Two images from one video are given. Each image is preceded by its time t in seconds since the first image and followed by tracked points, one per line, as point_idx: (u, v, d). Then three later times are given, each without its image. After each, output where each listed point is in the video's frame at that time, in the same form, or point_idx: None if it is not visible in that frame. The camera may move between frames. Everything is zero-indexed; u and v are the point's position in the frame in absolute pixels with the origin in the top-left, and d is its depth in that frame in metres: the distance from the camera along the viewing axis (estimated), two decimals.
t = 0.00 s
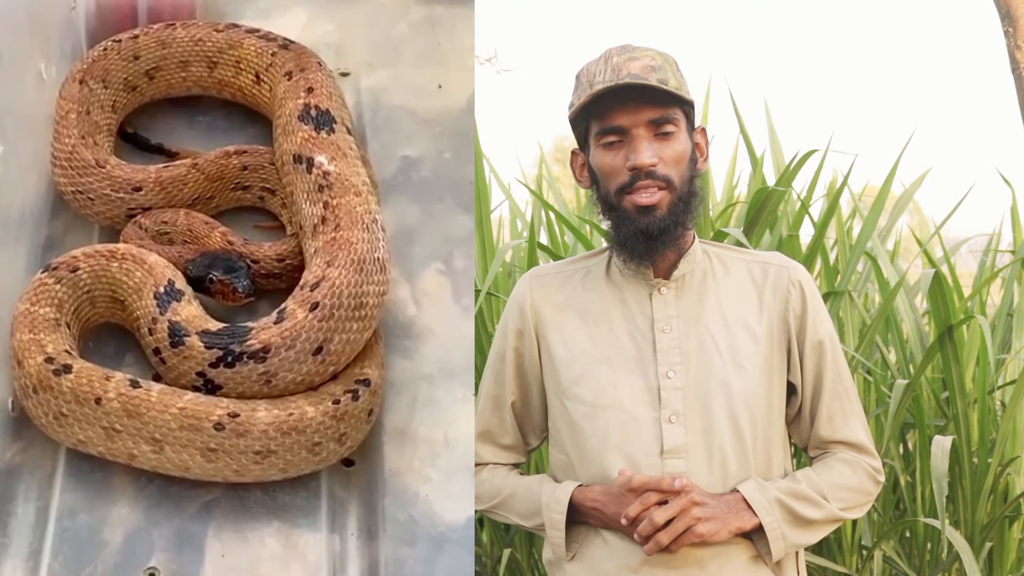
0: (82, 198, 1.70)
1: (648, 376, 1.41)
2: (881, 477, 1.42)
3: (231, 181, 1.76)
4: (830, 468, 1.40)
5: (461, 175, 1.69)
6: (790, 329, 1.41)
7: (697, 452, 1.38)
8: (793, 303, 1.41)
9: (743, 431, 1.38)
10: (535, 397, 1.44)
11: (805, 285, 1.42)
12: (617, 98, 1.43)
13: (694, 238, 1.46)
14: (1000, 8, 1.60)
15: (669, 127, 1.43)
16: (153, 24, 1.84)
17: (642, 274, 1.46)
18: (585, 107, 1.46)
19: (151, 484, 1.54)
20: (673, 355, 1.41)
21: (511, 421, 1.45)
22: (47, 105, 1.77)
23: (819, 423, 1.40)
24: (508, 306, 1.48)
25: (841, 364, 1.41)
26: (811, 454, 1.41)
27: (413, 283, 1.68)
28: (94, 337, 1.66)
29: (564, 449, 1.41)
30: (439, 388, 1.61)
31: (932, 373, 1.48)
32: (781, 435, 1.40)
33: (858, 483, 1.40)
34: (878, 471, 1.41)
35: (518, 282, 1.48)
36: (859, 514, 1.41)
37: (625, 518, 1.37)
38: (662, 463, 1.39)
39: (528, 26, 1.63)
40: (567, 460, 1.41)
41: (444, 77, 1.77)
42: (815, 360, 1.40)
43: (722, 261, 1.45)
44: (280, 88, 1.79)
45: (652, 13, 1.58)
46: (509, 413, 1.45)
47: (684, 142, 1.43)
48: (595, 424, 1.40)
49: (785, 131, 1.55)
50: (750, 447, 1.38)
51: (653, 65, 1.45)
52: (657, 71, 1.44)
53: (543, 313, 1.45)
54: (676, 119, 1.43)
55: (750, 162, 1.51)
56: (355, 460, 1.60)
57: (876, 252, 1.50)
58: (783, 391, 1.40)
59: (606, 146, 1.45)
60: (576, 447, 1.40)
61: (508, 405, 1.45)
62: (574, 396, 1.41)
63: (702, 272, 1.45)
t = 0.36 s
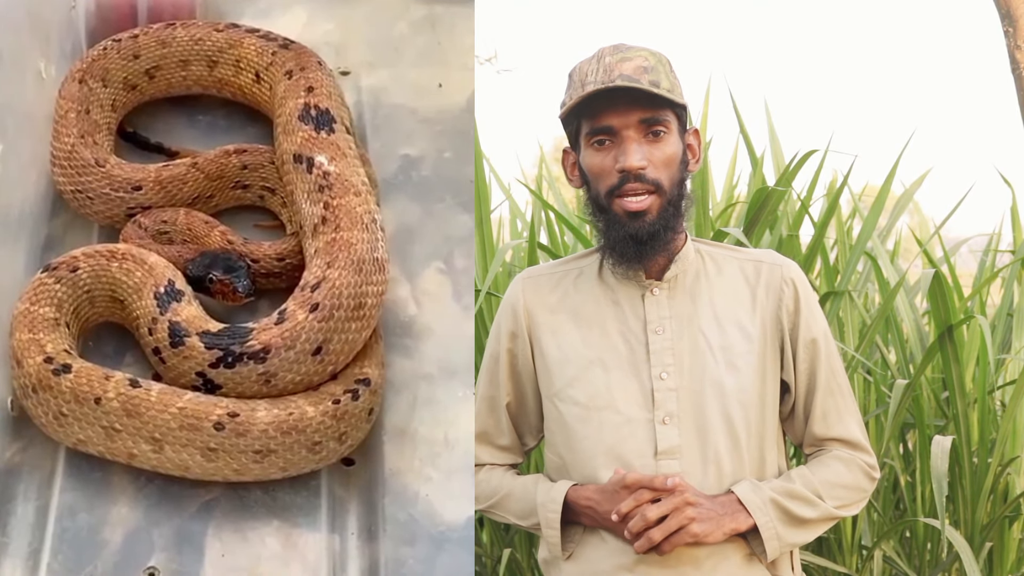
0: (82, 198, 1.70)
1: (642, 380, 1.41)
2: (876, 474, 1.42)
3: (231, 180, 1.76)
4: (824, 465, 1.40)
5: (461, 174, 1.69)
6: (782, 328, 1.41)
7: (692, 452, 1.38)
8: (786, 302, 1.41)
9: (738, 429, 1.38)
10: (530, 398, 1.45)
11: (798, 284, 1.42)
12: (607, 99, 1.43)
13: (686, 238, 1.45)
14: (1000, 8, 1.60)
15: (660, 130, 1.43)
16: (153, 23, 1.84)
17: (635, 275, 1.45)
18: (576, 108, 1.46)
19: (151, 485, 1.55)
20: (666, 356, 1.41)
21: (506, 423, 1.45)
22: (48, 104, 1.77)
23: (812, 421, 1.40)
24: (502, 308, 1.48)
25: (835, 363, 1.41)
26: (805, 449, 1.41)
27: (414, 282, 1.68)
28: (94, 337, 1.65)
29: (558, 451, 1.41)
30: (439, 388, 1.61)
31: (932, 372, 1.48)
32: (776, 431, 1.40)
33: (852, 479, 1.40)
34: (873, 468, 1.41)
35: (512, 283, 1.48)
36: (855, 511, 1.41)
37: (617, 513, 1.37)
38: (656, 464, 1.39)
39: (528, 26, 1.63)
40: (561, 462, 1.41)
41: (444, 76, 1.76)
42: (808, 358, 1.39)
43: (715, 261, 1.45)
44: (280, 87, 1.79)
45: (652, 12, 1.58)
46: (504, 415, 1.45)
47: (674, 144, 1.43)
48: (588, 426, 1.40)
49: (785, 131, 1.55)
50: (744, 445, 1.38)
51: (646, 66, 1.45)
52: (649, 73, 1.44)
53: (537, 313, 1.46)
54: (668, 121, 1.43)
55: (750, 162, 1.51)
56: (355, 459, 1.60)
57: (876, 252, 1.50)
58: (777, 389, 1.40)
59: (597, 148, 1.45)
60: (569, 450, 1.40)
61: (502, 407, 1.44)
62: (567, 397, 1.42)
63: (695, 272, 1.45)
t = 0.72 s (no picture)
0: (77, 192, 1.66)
1: (650, 378, 1.35)
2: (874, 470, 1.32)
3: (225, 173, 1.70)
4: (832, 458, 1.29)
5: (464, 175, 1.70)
6: (791, 327, 1.34)
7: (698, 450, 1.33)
8: (795, 305, 1.35)
9: (743, 431, 1.32)
10: (544, 390, 1.44)
11: (808, 287, 1.36)
12: (612, 94, 1.44)
13: (698, 236, 1.40)
14: (1000, 8, 1.60)
15: (666, 122, 1.42)
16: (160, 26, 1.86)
17: (646, 269, 1.39)
18: (583, 105, 1.47)
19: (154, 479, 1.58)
20: (674, 353, 1.35)
21: (520, 417, 1.43)
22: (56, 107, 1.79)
23: (818, 424, 1.32)
24: (511, 302, 1.47)
25: (837, 368, 1.33)
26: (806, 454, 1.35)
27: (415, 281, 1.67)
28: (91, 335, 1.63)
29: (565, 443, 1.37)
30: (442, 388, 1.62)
31: (932, 372, 1.51)
32: (780, 433, 1.33)
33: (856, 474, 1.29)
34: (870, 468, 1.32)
35: (521, 278, 1.47)
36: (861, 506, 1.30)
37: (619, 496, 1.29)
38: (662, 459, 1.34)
39: (531, 29, 1.65)
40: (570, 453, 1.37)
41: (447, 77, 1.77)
42: (814, 359, 1.32)
43: (724, 260, 1.41)
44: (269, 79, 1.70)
45: (654, 16, 1.60)
46: (518, 408, 1.43)
47: (681, 137, 1.42)
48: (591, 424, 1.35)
49: (785, 131, 1.57)
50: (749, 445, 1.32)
51: (650, 62, 1.42)
52: (653, 68, 1.41)
53: (545, 307, 1.43)
54: (674, 114, 1.42)
55: (749, 162, 1.57)
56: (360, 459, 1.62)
57: (876, 252, 1.54)
58: (784, 391, 1.34)
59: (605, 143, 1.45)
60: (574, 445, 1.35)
61: (515, 400, 1.42)
62: (573, 390, 1.37)
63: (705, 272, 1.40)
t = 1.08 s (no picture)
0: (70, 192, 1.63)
1: (655, 377, 1.35)
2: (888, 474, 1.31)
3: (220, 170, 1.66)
4: (844, 460, 1.30)
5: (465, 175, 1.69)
6: (799, 330, 1.34)
7: (702, 450, 1.32)
8: (801, 307, 1.34)
9: (748, 432, 1.31)
10: (544, 388, 1.44)
11: (815, 288, 1.36)
12: (615, 102, 1.43)
13: (704, 238, 1.40)
14: (1000, 8, 1.60)
15: (670, 129, 1.41)
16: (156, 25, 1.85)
17: (652, 273, 1.39)
18: (586, 112, 1.46)
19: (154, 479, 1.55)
20: (680, 354, 1.35)
21: (519, 414, 1.43)
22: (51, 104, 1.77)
23: (829, 423, 1.32)
24: (517, 302, 1.46)
25: (848, 367, 1.33)
26: (820, 451, 1.36)
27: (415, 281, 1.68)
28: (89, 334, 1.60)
29: (570, 442, 1.38)
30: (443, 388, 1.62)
31: (932, 372, 1.52)
32: (787, 432, 1.35)
33: (867, 477, 1.30)
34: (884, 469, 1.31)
35: (528, 277, 1.47)
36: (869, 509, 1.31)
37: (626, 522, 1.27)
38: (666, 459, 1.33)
39: (530, 29, 1.66)
40: (573, 453, 1.37)
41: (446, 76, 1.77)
42: (823, 361, 1.32)
43: (731, 260, 1.41)
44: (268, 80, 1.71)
45: (654, 16, 1.60)
46: (517, 404, 1.43)
47: (686, 141, 1.42)
48: (598, 423, 1.35)
49: (785, 131, 1.58)
50: (755, 446, 1.31)
51: (652, 65, 1.40)
52: (655, 72, 1.40)
53: (552, 309, 1.43)
54: (677, 119, 1.42)
55: (749, 162, 1.58)
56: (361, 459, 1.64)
57: (876, 252, 1.54)
58: (790, 392, 1.34)
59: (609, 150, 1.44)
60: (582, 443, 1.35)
61: (517, 398, 1.42)
62: (582, 391, 1.37)
63: (712, 273, 1.40)
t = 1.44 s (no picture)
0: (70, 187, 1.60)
1: (655, 374, 1.35)
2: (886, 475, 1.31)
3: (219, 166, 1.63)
4: (840, 462, 1.30)
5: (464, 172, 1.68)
6: (799, 329, 1.34)
7: (703, 449, 1.32)
8: (802, 306, 1.34)
9: (748, 428, 1.31)
10: (543, 383, 1.44)
11: (815, 287, 1.36)
12: (623, 99, 1.40)
13: (706, 237, 1.40)
14: (1000, 8, 1.60)
15: (677, 129, 1.40)
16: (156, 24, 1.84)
17: (654, 271, 1.39)
18: (593, 110, 1.44)
19: (153, 478, 1.52)
20: (681, 352, 1.35)
21: (521, 408, 1.43)
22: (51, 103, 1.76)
23: (827, 423, 1.33)
24: (518, 297, 1.46)
25: (848, 368, 1.33)
26: (819, 451, 1.37)
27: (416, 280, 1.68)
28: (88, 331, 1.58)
29: (571, 439, 1.38)
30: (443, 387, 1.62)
31: (932, 373, 1.52)
32: (787, 432, 1.35)
33: (863, 479, 1.30)
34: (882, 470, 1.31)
35: (528, 273, 1.46)
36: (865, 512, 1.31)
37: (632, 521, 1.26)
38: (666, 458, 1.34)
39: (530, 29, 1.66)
40: (574, 449, 1.37)
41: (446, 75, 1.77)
42: (822, 360, 1.32)
43: (731, 260, 1.41)
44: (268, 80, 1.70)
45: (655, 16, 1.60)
46: (519, 399, 1.43)
47: (691, 142, 1.41)
48: (598, 420, 1.34)
49: (785, 131, 1.58)
50: (755, 446, 1.31)
51: (660, 65, 1.40)
52: (663, 72, 1.39)
53: (553, 305, 1.42)
54: (684, 120, 1.41)
55: (749, 162, 1.58)
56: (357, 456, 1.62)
57: (876, 252, 1.54)
58: (790, 391, 1.34)
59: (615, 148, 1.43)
60: (583, 438, 1.35)
61: (517, 393, 1.42)
62: (582, 388, 1.36)
63: (713, 272, 1.40)
